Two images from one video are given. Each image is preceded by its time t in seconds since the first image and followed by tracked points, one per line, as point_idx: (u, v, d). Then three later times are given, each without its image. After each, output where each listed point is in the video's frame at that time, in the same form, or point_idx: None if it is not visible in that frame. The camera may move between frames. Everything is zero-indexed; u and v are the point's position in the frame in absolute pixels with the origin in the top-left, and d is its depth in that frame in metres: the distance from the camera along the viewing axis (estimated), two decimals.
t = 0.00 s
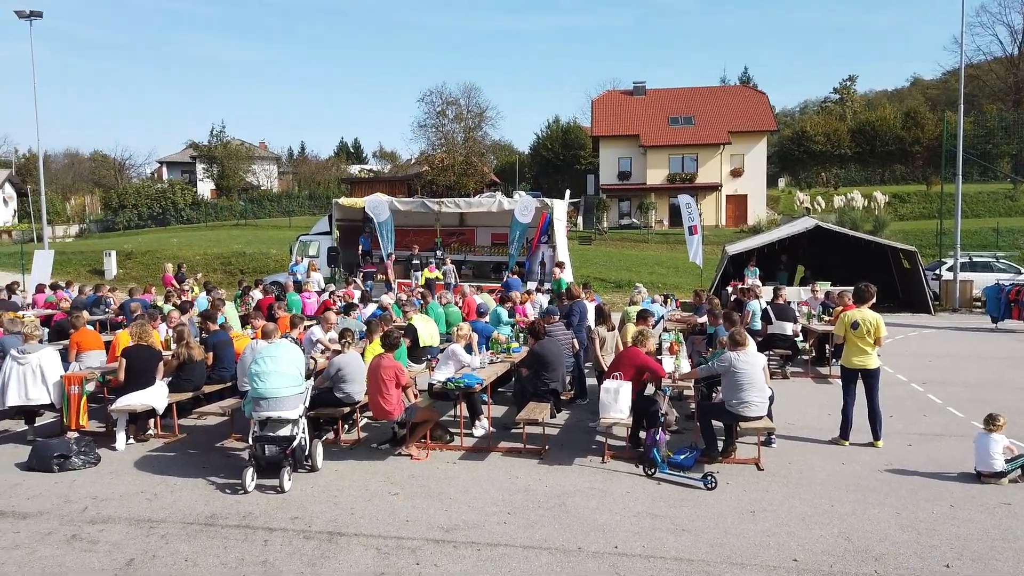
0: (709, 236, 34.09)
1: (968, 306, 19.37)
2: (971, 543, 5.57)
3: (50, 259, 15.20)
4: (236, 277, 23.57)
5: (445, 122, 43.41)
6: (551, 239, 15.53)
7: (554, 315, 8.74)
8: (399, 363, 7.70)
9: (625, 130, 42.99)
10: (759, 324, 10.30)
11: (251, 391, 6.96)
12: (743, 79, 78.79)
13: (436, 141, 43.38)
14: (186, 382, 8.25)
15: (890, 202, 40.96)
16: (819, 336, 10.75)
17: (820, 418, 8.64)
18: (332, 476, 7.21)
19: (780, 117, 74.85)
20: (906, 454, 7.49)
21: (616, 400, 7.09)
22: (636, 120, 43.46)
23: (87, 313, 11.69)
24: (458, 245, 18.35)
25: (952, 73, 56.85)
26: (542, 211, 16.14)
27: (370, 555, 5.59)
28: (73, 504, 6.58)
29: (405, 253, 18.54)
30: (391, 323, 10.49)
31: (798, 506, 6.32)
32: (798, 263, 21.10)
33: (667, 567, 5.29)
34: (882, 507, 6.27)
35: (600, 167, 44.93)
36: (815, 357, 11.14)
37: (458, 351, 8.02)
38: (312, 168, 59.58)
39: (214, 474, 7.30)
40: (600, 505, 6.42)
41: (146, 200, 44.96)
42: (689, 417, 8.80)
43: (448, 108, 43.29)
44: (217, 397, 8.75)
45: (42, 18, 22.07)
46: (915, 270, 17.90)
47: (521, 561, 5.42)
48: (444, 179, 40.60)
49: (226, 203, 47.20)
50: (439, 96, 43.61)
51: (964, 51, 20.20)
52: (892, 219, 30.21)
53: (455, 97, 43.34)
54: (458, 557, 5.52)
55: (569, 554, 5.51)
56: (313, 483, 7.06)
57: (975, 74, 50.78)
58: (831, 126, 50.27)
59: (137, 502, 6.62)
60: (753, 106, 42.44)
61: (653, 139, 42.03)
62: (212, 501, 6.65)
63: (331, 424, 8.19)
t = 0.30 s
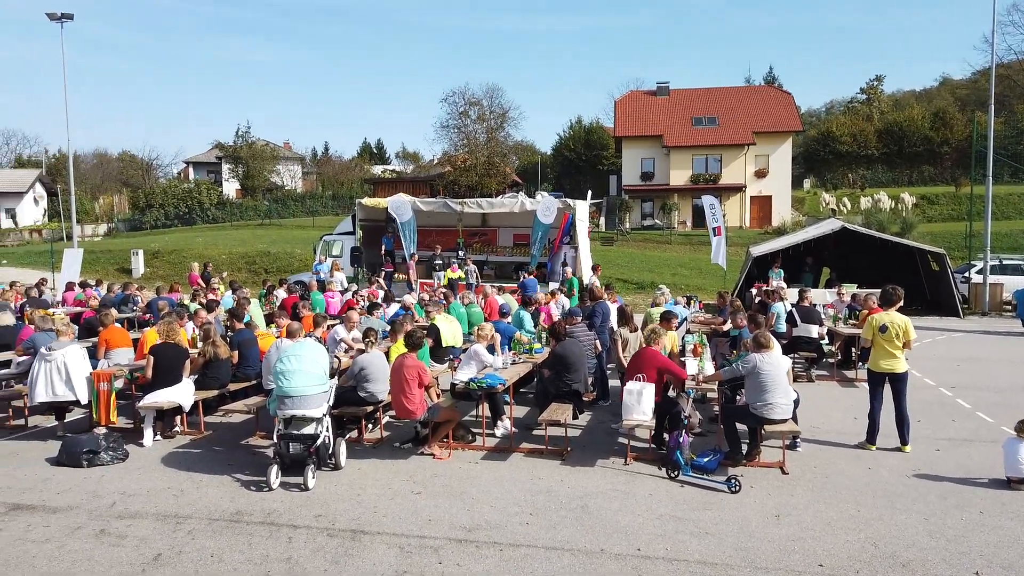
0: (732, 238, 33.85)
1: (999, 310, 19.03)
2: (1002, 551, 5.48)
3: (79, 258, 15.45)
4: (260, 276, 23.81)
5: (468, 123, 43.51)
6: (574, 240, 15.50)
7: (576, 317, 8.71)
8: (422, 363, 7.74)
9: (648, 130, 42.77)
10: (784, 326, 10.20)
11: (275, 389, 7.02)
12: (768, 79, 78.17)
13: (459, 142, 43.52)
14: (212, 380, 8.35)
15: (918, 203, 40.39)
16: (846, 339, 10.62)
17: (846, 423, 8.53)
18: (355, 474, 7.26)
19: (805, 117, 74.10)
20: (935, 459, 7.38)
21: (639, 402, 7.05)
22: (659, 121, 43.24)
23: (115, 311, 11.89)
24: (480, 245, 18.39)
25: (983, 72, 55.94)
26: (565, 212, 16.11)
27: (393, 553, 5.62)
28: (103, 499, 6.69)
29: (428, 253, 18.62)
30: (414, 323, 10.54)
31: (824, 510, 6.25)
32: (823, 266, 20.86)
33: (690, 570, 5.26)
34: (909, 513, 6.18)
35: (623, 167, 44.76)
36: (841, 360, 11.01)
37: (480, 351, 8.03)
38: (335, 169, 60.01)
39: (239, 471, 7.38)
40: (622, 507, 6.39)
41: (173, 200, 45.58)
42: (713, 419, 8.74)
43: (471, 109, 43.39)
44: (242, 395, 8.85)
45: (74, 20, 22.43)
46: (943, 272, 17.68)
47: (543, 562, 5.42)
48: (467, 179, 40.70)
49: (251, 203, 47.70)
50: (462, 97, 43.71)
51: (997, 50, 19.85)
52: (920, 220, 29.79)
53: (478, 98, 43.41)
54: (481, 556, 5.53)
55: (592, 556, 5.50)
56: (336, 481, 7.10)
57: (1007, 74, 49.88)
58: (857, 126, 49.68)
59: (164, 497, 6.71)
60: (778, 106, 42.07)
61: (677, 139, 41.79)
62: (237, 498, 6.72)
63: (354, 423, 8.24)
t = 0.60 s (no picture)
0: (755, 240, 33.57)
1: None
2: None
3: (107, 258, 15.69)
4: (283, 276, 23.99)
5: (489, 124, 43.57)
6: (595, 241, 15.47)
7: (597, 318, 8.68)
8: (443, 363, 7.77)
9: (671, 131, 42.55)
10: (808, 329, 10.09)
11: (299, 388, 7.08)
12: (792, 79, 77.53)
13: (480, 143, 43.59)
14: (236, 378, 8.44)
15: (945, 205, 39.78)
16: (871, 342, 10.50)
17: (871, 427, 8.43)
18: (377, 474, 7.30)
19: (830, 117, 73.30)
20: (963, 465, 7.25)
21: (662, 405, 7.00)
22: (682, 121, 43.00)
23: (142, 310, 12.04)
24: (502, 246, 18.40)
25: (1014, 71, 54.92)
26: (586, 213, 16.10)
27: (415, 553, 5.64)
28: (129, 495, 6.79)
29: (449, 254, 18.66)
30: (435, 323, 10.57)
31: (849, 516, 6.18)
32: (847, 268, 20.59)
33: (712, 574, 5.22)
34: (937, 519, 6.08)
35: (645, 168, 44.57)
36: (866, 364, 10.87)
37: (502, 352, 8.06)
38: (358, 169, 60.38)
39: (262, 469, 7.45)
40: (644, 510, 6.37)
41: (198, 200, 46.13)
42: (736, 422, 8.67)
43: (492, 110, 43.46)
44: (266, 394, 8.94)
45: (103, 23, 22.77)
46: (972, 275, 17.41)
47: (564, 563, 5.41)
48: (488, 180, 40.73)
49: (274, 204, 48.12)
50: (484, 98, 43.82)
51: None
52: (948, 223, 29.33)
53: (500, 99, 43.48)
54: (502, 557, 5.53)
55: (614, 558, 5.48)
56: (358, 480, 7.14)
57: None
58: (884, 127, 49.07)
59: (189, 494, 6.79)
60: (802, 107, 41.66)
61: (699, 140, 41.52)
62: (260, 496, 6.79)
63: (376, 423, 8.29)
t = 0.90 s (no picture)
0: (776, 240, 33.31)
1: None
2: None
3: (130, 257, 15.89)
4: (303, 276, 24.14)
5: (509, 124, 43.62)
6: (614, 241, 15.43)
7: (617, 318, 8.65)
8: (463, 363, 7.78)
9: (691, 131, 42.33)
10: (830, 331, 9.99)
11: (320, 387, 7.13)
12: (814, 79, 76.83)
13: (499, 143, 43.64)
14: (257, 376, 8.51)
15: (970, 206, 39.23)
16: (895, 344, 10.36)
17: (895, 430, 8.33)
18: (397, 473, 7.33)
19: (853, 117, 72.54)
20: (989, 469, 7.15)
21: (682, 406, 6.95)
22: (702, 121, 42.75)
23: (165, 308, 12.17)
24: (521, 246, 18.40)
25: None
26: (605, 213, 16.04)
27: (435, 552, 5.65)
28: (153, 492, 6.87)
29: (468, 254, 18.69)
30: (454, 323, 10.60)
31: (872, 520, 6.11)
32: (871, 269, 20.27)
33: None
34: (962, 524, 6.00)
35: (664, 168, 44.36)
36: (890, 366, 10.73)
37: (521, 352, 8.06)
38: (377, 170, 60.64)
39: (284, 467, 7.51)
40: (664, 511, 6.34)
41: (220, 200, 46.60)
42: (757, 424, 8.61)
43: (512, 111, 43.52)
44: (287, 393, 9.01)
45: (126, 25, 23.02)
46: (998, 277, 17.16)
47: (584, 564, 5.41)
48: (507, 181, 40.75)
49: (295, 204, 48.44)
50: (503, 99, 43.88)
51: None
52: (974, 224, 28.92)
53: (519, 99, 43.51)
54: (521, 557, 5.53)
55: (634, 560, 5.46)
56: (378, 479, 7.18)
57: None
58: (907, 127, 48.40)
59: (212, 491, 6.86)
60: (824, 107, 41.26)
61: (720, 140, 41.27)
62: (281, 494, 6.84)
63: (396, 422, 8.32)
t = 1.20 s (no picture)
0: (799, 241, 32.99)
1: None
2: None
3: (156, 256, 16.11)
4: (325, 275, 24.34)
5: (529, 124, 43.64)
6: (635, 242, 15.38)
7: (639, 319, 8.63)
8: (485, 363, 7.80)
9: (712, 130, 42.06)
10: (856, 333, 9.88)
11: (343, 386, 7.18)
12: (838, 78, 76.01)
13: (520, 143, 43.68)
14: (281, 375, 8.59)
15: (999, 206, 38.60)
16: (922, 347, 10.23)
17: (922, 434, 8.21)
18: (419, 472, 7.36)
19: (878, 117, 71.68)
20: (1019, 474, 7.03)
21: (706, 408, 6.91)
22: (724, 121, 42.46)
23: (191, 307, 12.33)
24: (541, 246, 18.38)
25: None
26: (626, 213, 16.01)
27: (457, 551, 5.67)
28: (180, 488, 6.96)
29: (489, 254, 18.72)
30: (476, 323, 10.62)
31: (899, 524, 6.04)
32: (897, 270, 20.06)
33: None
34: (992, 529, 5.91)
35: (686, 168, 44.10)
36: (917, 369, 10.59)
37: (543, 352, 8.07)
38: (399, 170, 60.90)
39: (308, 465, 7.57)
40: (687, 513, 6.31)
41: (243, 200, 47.05)
42: (781, 427, 8.54)
43: (532, 111, 43.53)
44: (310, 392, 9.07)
45: (153, 28, 23.35)
46: None
47: (607, 566, 5.40)
48: (528, 181, 40.72)
49: (317, 204, 48.75)
50: (524, 99, 43.90)
51: None
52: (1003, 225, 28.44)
53: (540, 99, 43.50)
54: (544, 558, 5.53)
55: (657, 562, 5.44)
56: (401, 478, 7.21)
57: None
58: (934, 126, 47.88)
59: (237, 488, 6.94)
60: (849, 106, 40.81)
61: (742, 139, 40.97)
62: (306, 492, 6.90)
63: (418, 421, 8.35)
